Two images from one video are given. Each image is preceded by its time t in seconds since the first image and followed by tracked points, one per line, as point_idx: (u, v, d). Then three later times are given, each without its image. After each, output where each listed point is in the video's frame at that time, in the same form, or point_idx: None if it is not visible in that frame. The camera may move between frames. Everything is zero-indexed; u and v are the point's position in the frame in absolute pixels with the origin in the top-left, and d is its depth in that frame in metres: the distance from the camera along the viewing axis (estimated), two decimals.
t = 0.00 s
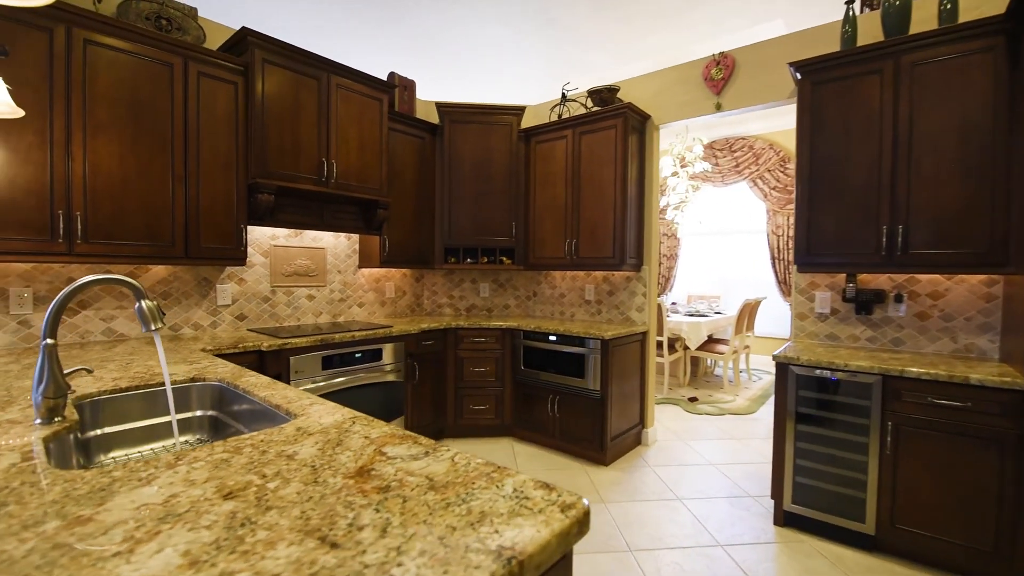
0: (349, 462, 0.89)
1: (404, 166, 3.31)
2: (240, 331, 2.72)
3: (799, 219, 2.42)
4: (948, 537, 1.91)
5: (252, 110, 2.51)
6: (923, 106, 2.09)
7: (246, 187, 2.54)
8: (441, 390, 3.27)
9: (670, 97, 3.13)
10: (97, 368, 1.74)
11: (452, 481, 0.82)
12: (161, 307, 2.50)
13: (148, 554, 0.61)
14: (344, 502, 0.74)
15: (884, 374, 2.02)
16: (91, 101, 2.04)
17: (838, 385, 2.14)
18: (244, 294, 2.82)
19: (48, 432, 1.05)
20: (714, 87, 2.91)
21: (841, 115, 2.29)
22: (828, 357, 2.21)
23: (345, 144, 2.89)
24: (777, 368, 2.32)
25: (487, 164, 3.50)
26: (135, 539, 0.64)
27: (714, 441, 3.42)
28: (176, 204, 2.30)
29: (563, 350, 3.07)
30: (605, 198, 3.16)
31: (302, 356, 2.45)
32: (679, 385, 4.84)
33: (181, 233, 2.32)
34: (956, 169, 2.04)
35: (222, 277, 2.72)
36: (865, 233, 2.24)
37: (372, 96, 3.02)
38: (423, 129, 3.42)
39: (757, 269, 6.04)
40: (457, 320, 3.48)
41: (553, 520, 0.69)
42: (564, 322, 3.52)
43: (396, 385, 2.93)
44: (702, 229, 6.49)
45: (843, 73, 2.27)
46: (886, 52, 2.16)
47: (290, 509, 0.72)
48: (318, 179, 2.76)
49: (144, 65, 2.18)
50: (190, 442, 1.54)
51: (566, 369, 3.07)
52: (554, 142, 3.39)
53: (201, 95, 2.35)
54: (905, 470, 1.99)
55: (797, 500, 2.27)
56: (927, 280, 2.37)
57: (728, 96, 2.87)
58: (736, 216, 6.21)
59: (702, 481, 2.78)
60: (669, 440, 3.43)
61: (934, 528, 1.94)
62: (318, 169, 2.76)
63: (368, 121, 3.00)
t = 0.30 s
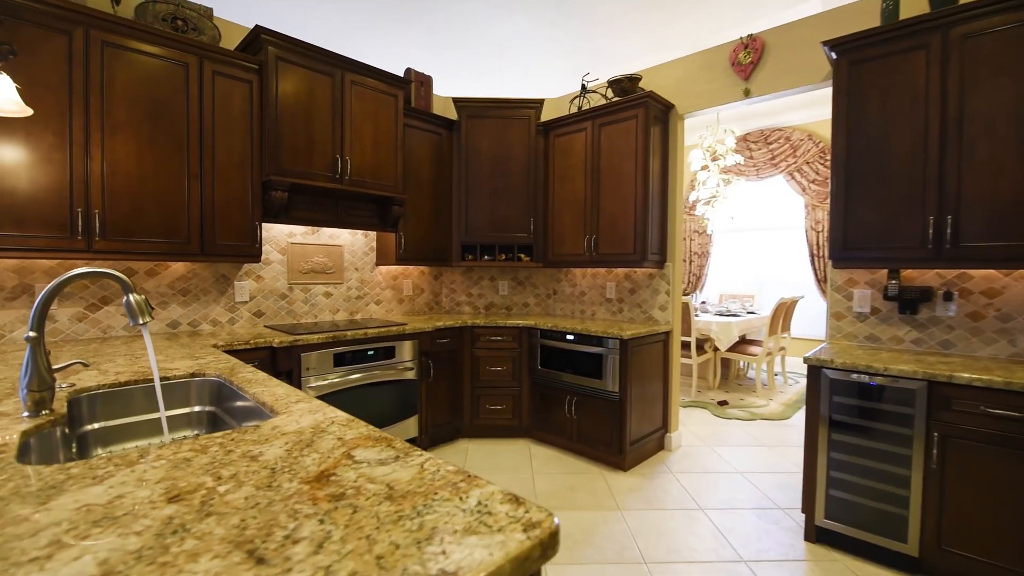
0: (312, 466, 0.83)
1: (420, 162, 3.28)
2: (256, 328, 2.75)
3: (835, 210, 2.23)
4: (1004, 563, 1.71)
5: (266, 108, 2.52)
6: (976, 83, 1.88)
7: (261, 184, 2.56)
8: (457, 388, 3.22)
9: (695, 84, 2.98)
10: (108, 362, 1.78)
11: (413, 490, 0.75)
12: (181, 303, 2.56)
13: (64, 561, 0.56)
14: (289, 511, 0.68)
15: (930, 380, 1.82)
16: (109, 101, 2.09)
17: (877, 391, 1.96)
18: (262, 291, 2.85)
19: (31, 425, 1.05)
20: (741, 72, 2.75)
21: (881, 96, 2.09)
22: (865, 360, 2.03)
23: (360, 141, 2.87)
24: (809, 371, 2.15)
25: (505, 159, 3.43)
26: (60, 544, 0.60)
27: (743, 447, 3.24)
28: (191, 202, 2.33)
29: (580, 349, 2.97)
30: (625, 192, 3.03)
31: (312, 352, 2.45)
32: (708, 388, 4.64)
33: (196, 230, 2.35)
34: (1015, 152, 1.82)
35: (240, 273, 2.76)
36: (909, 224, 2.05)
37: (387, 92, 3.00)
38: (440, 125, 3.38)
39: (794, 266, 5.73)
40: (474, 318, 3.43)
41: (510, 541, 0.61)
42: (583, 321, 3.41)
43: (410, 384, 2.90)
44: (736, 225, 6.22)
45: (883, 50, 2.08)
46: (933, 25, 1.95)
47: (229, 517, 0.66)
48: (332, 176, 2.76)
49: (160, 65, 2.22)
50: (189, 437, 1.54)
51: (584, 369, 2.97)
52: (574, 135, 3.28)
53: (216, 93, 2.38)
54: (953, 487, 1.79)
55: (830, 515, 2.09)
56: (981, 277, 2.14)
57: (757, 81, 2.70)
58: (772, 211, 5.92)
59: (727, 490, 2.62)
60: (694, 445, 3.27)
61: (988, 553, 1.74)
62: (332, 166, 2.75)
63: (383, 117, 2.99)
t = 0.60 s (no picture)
0: (259, 466, 0.77)
1: (436, 158, 3.24)
2: (272, 323, 2.77)
3: (874, 198, 2.04)
4: None
5: (278, 104, 2.53)
6: None
7: (274, 181, 2.57)
8: (473, 387, 3.16)
9: (721, 68, 2.80)
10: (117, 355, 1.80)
11: (356, 496, 0.67)
12: (199, 298, 2.60)
13: None
14: (213, 516, 0.62)
15: (984, 385, 1.62)
16: (125, 100, 2.14)
17: (921, 397, 1.77)
18: (278, 287, 2.87)
19: (9, 416, 1.04)
20: (772, 52, 2.56)
21: (927, 70, 1.89)
22: (909, 362, 1.84)
23: (373, 136, 2.86)
24: (844, 373, 1.97)
25: (522, 152, 3.35)
26: None
27: (776, 455, 3.03)
28: (205, 198, 2.36)
29: (598, 348, 2.85)
30: (646, 184, 2.89)
31: (323, 348, 2.44)
32: (741, 391, 4.41)
33: (210, 226, 2.38)
34: None
35: (256, 270, 2.79)
36: (959, 212, 1.84)
37: (401, 87, 2.97)
38: (456, 119, 3.33)
39: (836, 263, 5.39)
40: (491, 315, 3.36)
41: (440, 561, 0.52)
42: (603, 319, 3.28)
43: (423, 381, 2.86)
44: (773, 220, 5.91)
45: (930, 19, 1.88)
46: None
47: (148, 520, 0.61)
48: (345, 172, 2.75)
49: (174, 63, 2.25)
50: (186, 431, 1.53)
51: (601, 369, 2.85)
52: (593, 126, 3.16)
53: (229, 91, 2.40)
54: (1011, 506, 1.59)
55: (867, 532, 1.91)
56: None
57: (789, 61, 2.51)
58: (812, 204, 5.58)
59: (754, 500, 2.45)
60: (721, 451, 3.09)
61: None
62: (345, 162, 2.74)
63: (397, 112, 2.96)
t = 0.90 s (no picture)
0: (217, 465, 0.73)
1: (459, 153, 3.20)
2: (296, 320, 2.80)
3: (929, 184, 1.83)
4: None
5: (299, 102, 2.55)
6: None
7: (296, 178, 2.60)
8: (495, 386, 3.10)
9: (758, 50, 2.62)
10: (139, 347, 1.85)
11: (302, 502, 0.61)
12: (226, 294, 2.66)
13: None
14: (145, 519, 0.58)
15: None
16: (152, 101, 2.21)
17: (987, 407, 1.56)
18: (302, 284, 2.91)
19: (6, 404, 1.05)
20: (813, 30, 2.37)
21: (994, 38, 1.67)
22: (970, 367, 1.63)
23: (394, 132, 2.84)
24: (894, 378, 1.78)
25: (547, 146, 3.26)
26: None
27: (819, 466, 2.80)
28: (229, 195, 2.41)
29: (623, 348, 2.72)
30: (675, 175, 2.74)
31: (341, 345, 2.43)
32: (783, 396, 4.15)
33: (234, 223, 2.43)
34: None
35: (281, 267, 2.83)
36: None
37: (422, 82, 2.94)
38: (480, 113, 3.27)
39: (892, 260, 4.99)
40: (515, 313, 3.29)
41: None
42: (631, 318, 3.15)
43: (443, 379, 2.82)
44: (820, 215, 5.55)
45: None
46: None
47: (78, 520, 0.57)
48: (365, 169, 2.74)
49: (198, 64, 2.30)
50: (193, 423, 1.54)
51: (627, 370, 2.72)
52: (620, 117, 3.03)
53: (252, 90, 2.44)
54: None
55: (920, 556, 1.71)
56: None
57: (832, 38, 2.31)
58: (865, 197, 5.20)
59: (792, 515, 2.26)
60: (758, 459, 2.89)
61: None
62: (365, 159, 2.74)
63: (418, 108, 2.93)
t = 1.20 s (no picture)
0: (171, 459, 0.68)
1: (482, 146, 3.13)
2: (319, 314, 2.81)
3: (1003, 162, 1.60)
4: None
5: (321, 96, 2.54)
6: None
7: (318, 173, 2.60)
8: (518, 384, 3.02)
9: (801, 24, 2.41)
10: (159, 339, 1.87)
11: (239, 506, 0.55)
12: (251, 289, 2.70)
13: None
14: (69, 518, 0.52)
15: None
16: (178, 98, 2.25)
17: None
18: (326, 279, 2.91)
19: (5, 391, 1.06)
20: None
21: None
22: None
23: (415, 125, 2.80)
24: (958, 383, 1.57)
25: (573, 136, 3.14)
26: None
27: (871, 479, 2.56)
28: (252, 190, 2.43)
29: (651, 346, 2.57)
30: (708, 163, 2.57)
31: (360, 339, 2.41)
32: (831, 401, 3.85)
33: (257, 218, 2.45)
34: None
35: (305, 261, 2.84)
36: None
37: (444, 73, 2.89)
38: (504, 104, 3.19)
39: (957, 255, 4.57)
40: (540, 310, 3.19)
41: None
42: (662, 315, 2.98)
43: (464, 376, 2.75)
44: (875, 207, 5.16)
45: None
46: None
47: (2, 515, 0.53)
48: (386, 162, 2.72)
49: (223, 61, 2.33)
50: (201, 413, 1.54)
51: (655, 370, 2.57)
52: (650, 103, 2.88)
53: (274, 85, 2.45)
54: None
55: None
56: None
57: (887, 5, 2.09)
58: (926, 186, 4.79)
59: (838, 531, 2.06)
60: (801, 469, 2.67)
61: None
62: (386, 152, 2.71)
63: (440, 100, 2.88)
